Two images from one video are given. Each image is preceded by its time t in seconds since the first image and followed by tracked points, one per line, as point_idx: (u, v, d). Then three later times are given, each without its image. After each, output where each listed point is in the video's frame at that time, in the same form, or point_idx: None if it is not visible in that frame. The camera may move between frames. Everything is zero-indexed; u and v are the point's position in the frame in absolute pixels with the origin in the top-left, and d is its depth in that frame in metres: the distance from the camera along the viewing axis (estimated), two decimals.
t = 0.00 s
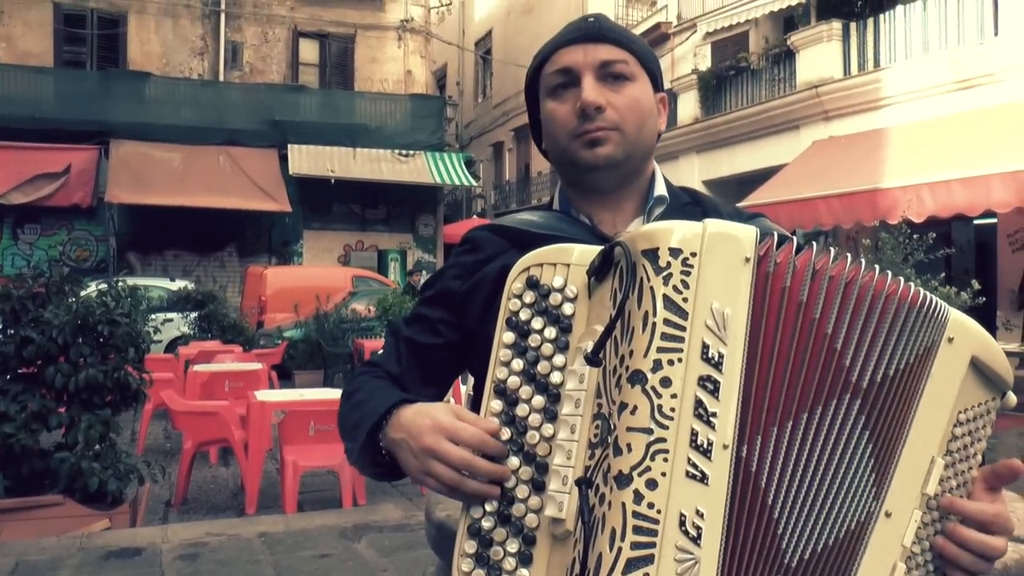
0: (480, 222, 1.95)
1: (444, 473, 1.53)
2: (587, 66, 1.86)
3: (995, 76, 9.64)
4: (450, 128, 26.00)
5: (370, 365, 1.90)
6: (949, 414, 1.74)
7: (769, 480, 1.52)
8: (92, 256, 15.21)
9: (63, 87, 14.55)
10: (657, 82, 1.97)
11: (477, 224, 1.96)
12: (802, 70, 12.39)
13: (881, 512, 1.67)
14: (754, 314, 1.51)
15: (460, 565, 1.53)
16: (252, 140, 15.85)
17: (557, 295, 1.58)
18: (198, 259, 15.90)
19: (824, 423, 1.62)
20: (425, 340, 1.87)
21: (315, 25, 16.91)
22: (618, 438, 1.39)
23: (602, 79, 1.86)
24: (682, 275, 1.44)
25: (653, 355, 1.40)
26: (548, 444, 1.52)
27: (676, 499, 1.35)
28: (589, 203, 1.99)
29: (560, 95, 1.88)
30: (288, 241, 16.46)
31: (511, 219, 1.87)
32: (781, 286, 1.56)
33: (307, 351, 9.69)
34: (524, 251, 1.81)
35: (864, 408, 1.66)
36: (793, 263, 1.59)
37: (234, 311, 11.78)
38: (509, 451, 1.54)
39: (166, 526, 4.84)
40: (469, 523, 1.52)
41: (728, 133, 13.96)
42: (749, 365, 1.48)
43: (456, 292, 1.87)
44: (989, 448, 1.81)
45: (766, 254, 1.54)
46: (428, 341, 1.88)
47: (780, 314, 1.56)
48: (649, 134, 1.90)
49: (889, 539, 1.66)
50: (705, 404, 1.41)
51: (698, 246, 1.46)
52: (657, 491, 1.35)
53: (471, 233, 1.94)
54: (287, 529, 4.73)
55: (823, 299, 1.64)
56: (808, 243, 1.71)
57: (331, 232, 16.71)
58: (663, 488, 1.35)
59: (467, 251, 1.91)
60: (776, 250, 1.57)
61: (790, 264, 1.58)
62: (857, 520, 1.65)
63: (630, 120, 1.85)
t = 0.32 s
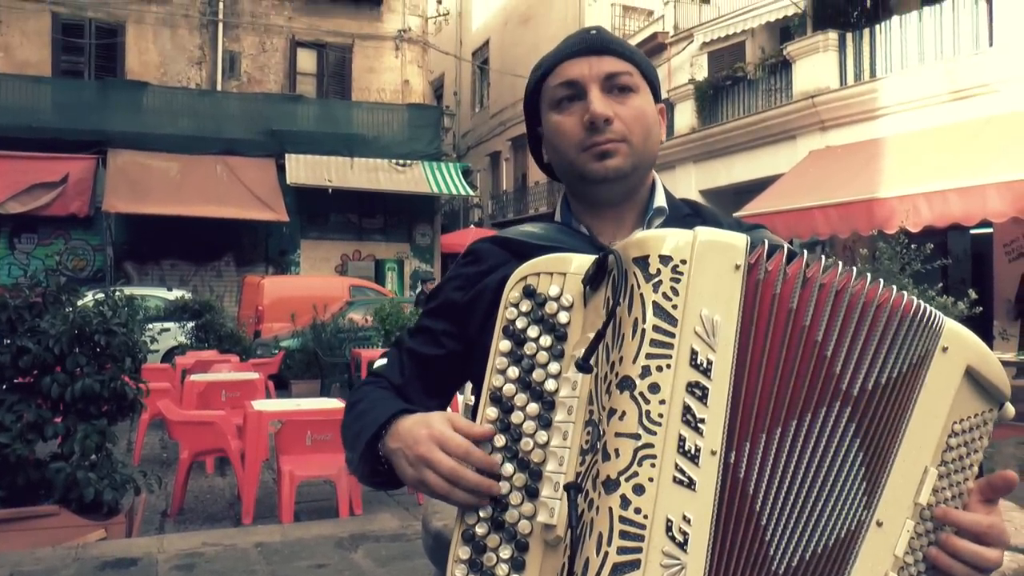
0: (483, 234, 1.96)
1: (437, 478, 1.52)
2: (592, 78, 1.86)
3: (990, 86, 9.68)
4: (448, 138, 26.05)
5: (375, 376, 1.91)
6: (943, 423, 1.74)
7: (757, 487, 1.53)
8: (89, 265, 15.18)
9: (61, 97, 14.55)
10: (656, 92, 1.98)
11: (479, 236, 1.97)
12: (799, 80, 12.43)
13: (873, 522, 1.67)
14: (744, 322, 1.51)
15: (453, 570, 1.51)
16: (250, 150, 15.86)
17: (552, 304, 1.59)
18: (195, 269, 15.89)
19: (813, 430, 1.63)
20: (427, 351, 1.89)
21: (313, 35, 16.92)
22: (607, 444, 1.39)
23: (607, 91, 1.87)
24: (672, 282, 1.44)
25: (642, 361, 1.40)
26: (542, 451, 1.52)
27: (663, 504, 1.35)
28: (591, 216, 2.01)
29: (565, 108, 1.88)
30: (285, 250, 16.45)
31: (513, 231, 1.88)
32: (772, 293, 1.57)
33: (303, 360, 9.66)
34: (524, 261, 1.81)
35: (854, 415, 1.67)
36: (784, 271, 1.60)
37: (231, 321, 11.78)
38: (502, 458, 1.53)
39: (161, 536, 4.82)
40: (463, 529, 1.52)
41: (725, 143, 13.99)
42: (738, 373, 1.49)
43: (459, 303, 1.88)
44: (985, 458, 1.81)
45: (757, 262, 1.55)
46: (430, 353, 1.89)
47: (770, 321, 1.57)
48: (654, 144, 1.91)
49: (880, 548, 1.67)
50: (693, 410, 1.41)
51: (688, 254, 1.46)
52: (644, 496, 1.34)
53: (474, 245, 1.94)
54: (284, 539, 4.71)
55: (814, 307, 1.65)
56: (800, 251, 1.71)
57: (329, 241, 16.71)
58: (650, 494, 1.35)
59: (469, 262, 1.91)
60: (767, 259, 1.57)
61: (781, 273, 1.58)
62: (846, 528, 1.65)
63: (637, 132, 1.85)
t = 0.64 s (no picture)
0: (477, 244, 1.96)
1: (435, 489, 1.52)
2: (592, 85, 1.87)
3: (987, 96, 9.69)
4: (444, 148, 26.11)
5: (370, 387, 1.91)
6: (943, 439, 1.74)
7: (755, 499, 1.52)
8: (86, 276, 15.16)
9: (58, 107, 14.55)
10: (654, 104, 2.00)
11: (474, 245, 1.97)
12: (794, 91, 12.47)
13: (872, 536, 1.66)
14: (742, 336, 1.51)
15: None
16: (247, 160, 15.87)
17: (549, 316, 1.59)
18: (192, 279, 15.89)
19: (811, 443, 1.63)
20: (421, 362, 1.89)
21: (310, 46, 16.94)
22: (606, 457, 1.39)
23: (607, 97, 1.88)
24: (670, 295, 1.44)
25: (641, 374, 1.40)
26: (539, 463, 1.52)
27: (662, 518, 1.35)
28: (585, 226, 2.02)
29: (563, 114, 1.89)
30: (282, 261, 16.45)
31: (508, 241, 1.88)
32: (770, 306, 1.57)
33: (300, 370, 9.65)
34: (519, 272, 1.82)
35: (851, 429, 1.67)
36: (782, 284, 1.60)
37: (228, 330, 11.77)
38: (499, 469, 1.53)
39: (157, 548, 4.79)
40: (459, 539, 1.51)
41: (721, 154, 14.04)
42: (735, 385, 1.49)
43: (454, 313, 1.89)
44: (982, 473, 1.81)
45: (755, 275, 1.55)
46: (424, 364, 1.89)
47: (767, 334, 1.57)
48: (651, 153, 1.92)
49: (878, 562, 1.66)
50: (692, 423, 1.40)
51: (687, 267, 1.46)
52: (643, 510, 1.34)
53: (469, 255, 1.95)
54: (280, 550, 4.70)
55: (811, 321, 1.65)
56: (798, 265, 1.72)
57: (326, 252, 16.72)
58: (650, 507, 1.34)
59: (464, 272, 1.91)
60: (765, 271, 1.58)
61: (778, 286, 1.59)
62: (845, 542, 1.64)
63: (635, 139, 1.86)
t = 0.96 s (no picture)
0: (474, 259, 1.97)
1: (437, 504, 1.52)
2: (595, 91, 1.89)
3: (981, 109, 9.76)
4: (442, 161, 26.15)
5: (372, 408, 1.92)
6: (946, 448, 1.76)
7: (762, 512, 1.52)
8: (82, 288, 15.13)
9: (56, 119, 14.57)
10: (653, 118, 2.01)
11: (470, 260, 1.98)
12: (791, 104, 12.50)
13: (880, 547, 1.68)
14: (746, 348, 1.52)
15: None
16: (244, 172, 15.89)
17: (548, 329, 1.59)
18: (188, 291, 15.88)
19: (818, 455, 1.64)
20: (419, 380, 1.90)
21: (308, 58, 16.99)
22: (609, 471, 1.39)
23: (608, 104, 1.89)
24: (672, 308, 1.45)
25: (644, 388, 1.40)
26: (540, 478, 1.52)
27: (668, 532, 1.35)
28: (581, 235, 2.02)
29: (564, 118, 1.90)
30: (279, 273, 16.43)
31: (502, 253, 1.89)
32: (772, 318, 1.58)
33: (296, 384, 9.62)
34: (515, 286, 1.82)
35: (857, 441, 1.67)
36: (783, 296, 1.61)
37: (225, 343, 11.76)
38: (501, 485, 1.53)
39: (152, 561, 4.76)
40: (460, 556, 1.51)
41: (717, 167, 14.09)
42: (740, 398, 1.49)
43: (450, 328, 1.89)
44: (983, 483, 1.83)
45: (756, 287, 1.56)
46: (423, 383, 1.90)
47: (771, 346, 1.58)
48: (650, 162, 1.93)
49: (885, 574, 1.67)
50: (696, 436, 1.41)
51: (687, 279, 1.47)
52: (648, 525, 1.34)
53: (464, 268, 1.96)
54: (276, 563, 4.68)
55: (815, 332, 1.66)
56: (797, 277, 1.72)
57: (323, 264, 16.72)
58: (654, 522, 1.35)
59: (459, 286, 1.92)
60: (766, 283, 1.59)
61: (780, 298, 1.60)
62: (853, 553, 1.65)
63: (634, 145, 1.86)
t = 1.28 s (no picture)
0: (469, 271, 1.97)
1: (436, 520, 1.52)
2: (584, 104, 1.90)
3: (977, 122, 9.80)
4: (439, 172, 26.20)
5: (369, 421, 1.93)
6: (946, 456, 1.76)
7: (762, 521, 1.53)
8: (79, 299, 15.12)
9: (54, 130, 14.56)
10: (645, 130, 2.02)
11: (466, 272, 1.98)
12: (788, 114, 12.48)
13: (881, 556, 1.68)
14: (742, 357, 1.52)
15: None
16: (242, 184, 15.90)
17: (545, 342, 1.59)
18: (186, 303, 15.87)
19: (817, 464, 1.64)
20: (415, 394, 1.90)
21: (306, 70, 17.02)
22: (609, 483, 1.38)
23: (598, 116, 1.90)
24: (669, 319, 1.45)
25: (642, 400, 1.40)
26: (539, 490, 1.52)
27: (668, 543, 1.35)
28: (576, 249, 2.03)
29: (554, 132, 1.91)
30: (277, 285, 16.43)
31: (498, 266, 1.89)
32: (769, 327, 1.58)
33: (293, 396, 9.60)
34: (512, 299, 1.82)
35: (855, 449, 1.68)
36: (781, 304, 1.61)
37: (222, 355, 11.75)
38: (501, 496, 1.53)
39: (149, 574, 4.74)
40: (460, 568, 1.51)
41: (714, 178, 14.12)
42: (738, 407, 1.49)
43: (447, 342, 1.89)
44: (985, 491, 1.83)
45: (753, 296, 1.56)
46: (419, 396, 1.90)
47: (769, 356, 1.58)
48: (641, 174, 1.93)
49: None
50: (695, 447, 1.41)
51: (684, 290, 1.47)
52: (649, 536, 1.34)
53: (461, 281, 1.96)
54: None
55: (811, 340, 1.66)
56: (794, 285, 1.72)
57: (321, 276, 16.73)
58: (655, 533, 1.35)
59: (456, 300, 1.92)
60: (763, 292, 1.59)
61: (777, 306, 1.60)
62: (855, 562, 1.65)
63: (625, 157, 1.87)
